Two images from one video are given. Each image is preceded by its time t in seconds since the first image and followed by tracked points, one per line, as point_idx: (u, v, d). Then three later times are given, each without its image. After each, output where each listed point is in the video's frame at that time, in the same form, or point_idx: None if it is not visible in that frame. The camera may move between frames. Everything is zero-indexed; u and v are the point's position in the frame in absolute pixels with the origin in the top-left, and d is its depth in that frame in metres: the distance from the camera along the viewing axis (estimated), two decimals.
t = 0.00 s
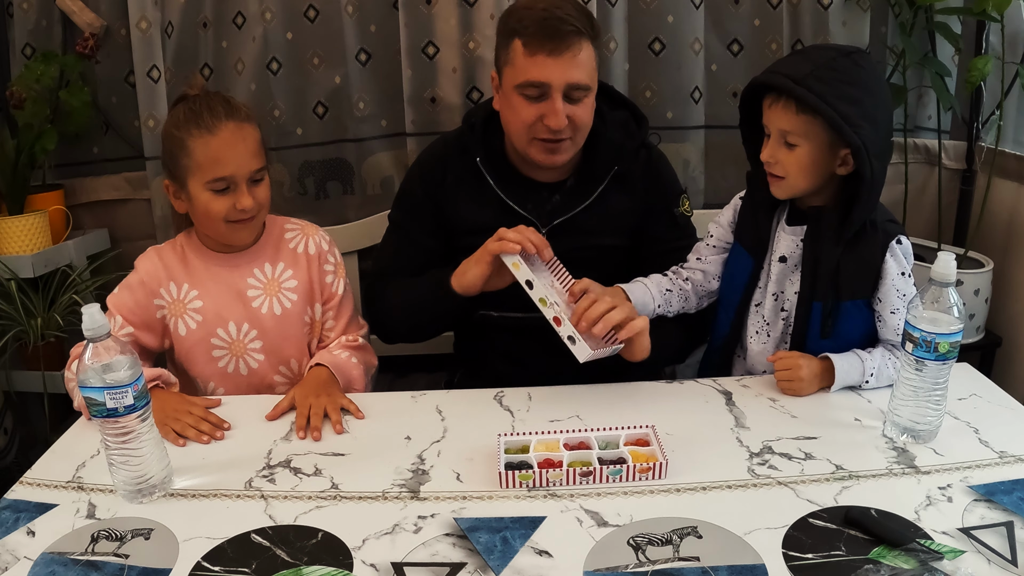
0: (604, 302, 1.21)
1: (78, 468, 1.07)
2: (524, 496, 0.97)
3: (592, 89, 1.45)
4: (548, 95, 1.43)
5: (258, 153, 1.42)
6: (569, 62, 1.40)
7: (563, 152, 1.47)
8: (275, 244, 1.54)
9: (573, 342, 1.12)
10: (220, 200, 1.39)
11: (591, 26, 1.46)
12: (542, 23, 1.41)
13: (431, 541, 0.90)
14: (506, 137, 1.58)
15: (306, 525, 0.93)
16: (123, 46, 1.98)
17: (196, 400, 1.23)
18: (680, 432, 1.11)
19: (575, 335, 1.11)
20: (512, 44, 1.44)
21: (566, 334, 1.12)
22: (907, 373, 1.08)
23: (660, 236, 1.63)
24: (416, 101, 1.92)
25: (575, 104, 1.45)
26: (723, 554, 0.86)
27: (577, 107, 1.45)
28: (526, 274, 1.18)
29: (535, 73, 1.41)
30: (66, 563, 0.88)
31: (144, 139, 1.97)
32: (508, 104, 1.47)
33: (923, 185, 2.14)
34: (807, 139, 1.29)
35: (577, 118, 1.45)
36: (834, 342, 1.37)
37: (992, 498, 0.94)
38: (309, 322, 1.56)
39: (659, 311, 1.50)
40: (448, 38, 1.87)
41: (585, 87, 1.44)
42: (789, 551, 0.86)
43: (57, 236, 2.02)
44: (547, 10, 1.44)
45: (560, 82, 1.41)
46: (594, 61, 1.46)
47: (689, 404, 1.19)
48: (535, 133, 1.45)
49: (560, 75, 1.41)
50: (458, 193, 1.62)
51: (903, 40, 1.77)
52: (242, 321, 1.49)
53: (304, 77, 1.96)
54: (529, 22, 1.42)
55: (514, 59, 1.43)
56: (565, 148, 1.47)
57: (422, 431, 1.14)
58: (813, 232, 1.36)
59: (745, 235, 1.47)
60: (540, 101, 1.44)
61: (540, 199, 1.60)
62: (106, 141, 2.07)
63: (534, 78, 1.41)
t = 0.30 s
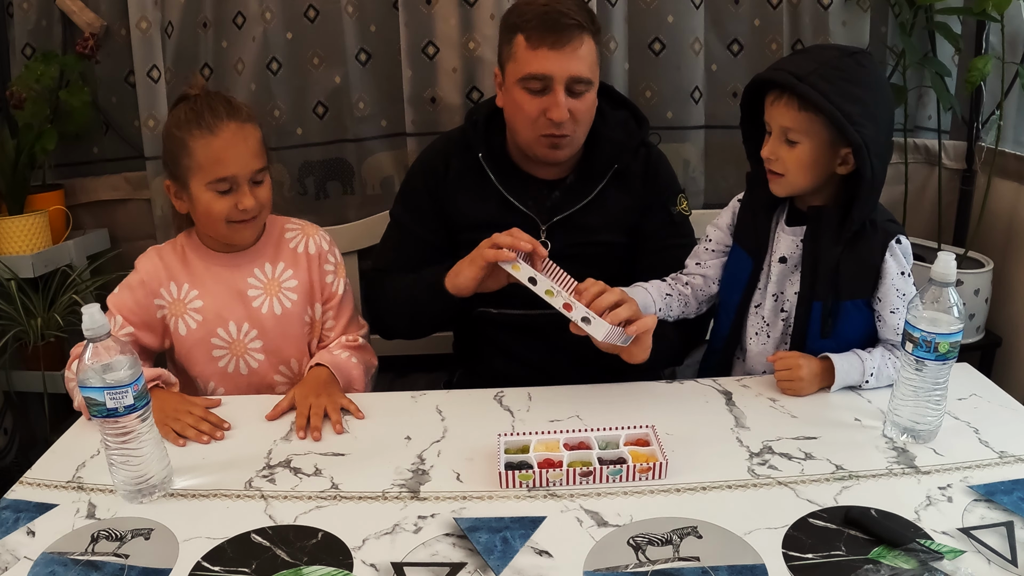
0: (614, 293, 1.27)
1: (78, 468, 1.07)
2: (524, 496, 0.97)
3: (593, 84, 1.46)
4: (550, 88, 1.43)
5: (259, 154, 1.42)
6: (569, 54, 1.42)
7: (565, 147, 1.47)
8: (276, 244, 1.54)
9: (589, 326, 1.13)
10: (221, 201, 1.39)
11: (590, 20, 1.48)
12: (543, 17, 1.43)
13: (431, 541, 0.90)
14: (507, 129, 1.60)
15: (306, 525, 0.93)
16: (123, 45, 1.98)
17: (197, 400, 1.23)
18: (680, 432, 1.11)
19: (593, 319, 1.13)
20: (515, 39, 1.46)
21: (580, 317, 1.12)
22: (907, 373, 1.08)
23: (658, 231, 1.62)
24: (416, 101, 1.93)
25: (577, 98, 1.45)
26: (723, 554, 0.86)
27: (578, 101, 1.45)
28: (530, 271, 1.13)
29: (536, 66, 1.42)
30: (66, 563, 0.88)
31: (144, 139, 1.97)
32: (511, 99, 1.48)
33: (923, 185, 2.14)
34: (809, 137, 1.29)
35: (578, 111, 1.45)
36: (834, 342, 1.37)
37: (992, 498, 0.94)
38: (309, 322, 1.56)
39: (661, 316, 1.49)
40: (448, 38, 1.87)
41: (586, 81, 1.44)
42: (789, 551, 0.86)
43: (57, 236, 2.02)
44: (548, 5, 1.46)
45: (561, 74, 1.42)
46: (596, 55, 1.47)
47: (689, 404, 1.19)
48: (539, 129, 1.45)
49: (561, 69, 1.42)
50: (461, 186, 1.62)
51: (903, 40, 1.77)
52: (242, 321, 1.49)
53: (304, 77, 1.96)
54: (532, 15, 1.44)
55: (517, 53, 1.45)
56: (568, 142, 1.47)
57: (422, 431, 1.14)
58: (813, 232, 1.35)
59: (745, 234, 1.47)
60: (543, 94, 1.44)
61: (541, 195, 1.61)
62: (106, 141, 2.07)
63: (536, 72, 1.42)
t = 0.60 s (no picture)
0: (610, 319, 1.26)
1: (78, 468, 1.07)
2: (524, 496, 0.97)
3: (605, 96, 1.45)
4: (561, 100, 1.43)
5: (260, 150, 1.43)
6: (581, 68, 1.40)
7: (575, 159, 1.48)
8: (273, 247, 1.54)
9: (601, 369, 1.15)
10: (227, 199, 1.40)
11: (604, 30, 1.46)
12: (556, 27, 1.41)
13: (431, 541, 0.90)
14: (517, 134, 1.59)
15: (306, 525, 0.93)
16: (123, 45, 1.98)
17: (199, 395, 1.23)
18: (680, 432, 1.11)
19: (605, 363, 1.15)
20: (527, 48, 1.45)
21: (592, 362, 1.15)
22: (907, 373, 1.08)
23: (665, 241, 1.62)
24: (416, 101, 1.93)
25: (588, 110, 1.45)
26: (723, 554, 0.86)
27: (590, 113, 1.44)
28: (526, 322, 1.16)
29: (548, 78, 1.41)
30: (66, 562, 0.88)
31: (144, 139, 1.97)
32: (522, 109, 1.48)
33: (923, 184, 2.14)
34: (805, 138, 1.29)
35: (590, 123, 1.45)
36: (833, 342, 1.37)
37: (992, 498, 0.94)
38: (309, 323, 1.55)
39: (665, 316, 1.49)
40: (448, 38, 1.87)
41: (598, 93, 1.44)
42: (789, 551, 0.86)
43: (57, 236, 2.02)
44: (561, 15, 1.44)
45: (573, 87, 1.41)
46: (610, 66, 1.46)
47: (689, 404, 1.19)
48: (550, 141, 1.45)
49: (572, 82, 1.41)
50: (467, 188, 1.62)
51: (903, 40, 1.77)
52: (241, 323, 1.49)
53: (304, 77, 1.96)
54: (542, 25, 1.43)
55: (529, 64, 1.44)
56: (579, 153, 1.47)
57: (422, 431, 1.14)
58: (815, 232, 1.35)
59: (745, 234, 1.47)
60: (553, 105, 1.44)
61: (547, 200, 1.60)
62: (106, 141, 2.06)
63: (548, 83, 1.42)
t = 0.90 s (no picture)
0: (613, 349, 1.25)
1: (78, 468, 1.07)
2: (524, 496, 0.97)
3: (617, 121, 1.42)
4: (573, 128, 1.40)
5: (261, 141, 1.46)
6: (596, 97, 1.37)
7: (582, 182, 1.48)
8: (273, 241, 1.54)
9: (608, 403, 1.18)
10: (231, 189, 1.41)
11: (618, 52, 1.41)
12: (571, 53, 1.36)
13: (431, 541, 0.90)
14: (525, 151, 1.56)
15: (306, 525, 0.93)
16: (123, 45, 1.98)
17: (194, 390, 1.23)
18: (680, 431, 1.11)
19: (611, 396, 1.17)
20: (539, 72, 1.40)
21: (597, 398, 1.17)
22: (907, 373, 1.08)
23: (671, 254, 1.62)
24: (416, 101, 1.93)
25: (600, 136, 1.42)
26: (723, 554, 0.86)
27: (601, 140, 1.42)
28: (525, 374, 1.16)
29: (561, 107, 1.38)
30: (66, 563, 0.88)
31: (144, 139, 1.97)
32: (534, 134, 1.45)
33: (923, 184, 2.14)
34: (809, 142, 1.29)
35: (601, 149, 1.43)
36: (834, 341, 1.37)
37: (992, 498, 0.94)
38: (310, 318, 1.56)
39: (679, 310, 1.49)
40: (448, 38, 1.87)
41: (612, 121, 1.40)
42: (789, 551, 0.86)
43: (57, 236, 2.02)
44: (576, 39, 1.39)
45: (587, 117, 1.38)
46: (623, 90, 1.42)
47: (689, 404, 1.19)
48: (560, 166, 1.45)
49: (586, 112, 1.37)
50: (474, 203, 1.61)
51: (903, 40, 1.77)
52: (242, 317, 1.49)
53: (305, 78, 1.96)
54: (556, 49, 1.38)
55: (541, 88, 1.39)
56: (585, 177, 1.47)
57: (422, 431, 1.14)
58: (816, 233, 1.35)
59: (746, 235, 1.47)
60: (564, 133, 1.41)
61: (556, 213, 1.59)
62: (106, 141, 2.06)
63: (561, 112, 1.38)
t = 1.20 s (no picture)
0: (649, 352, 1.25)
1: (78, 468, 1.07)
2: (524, 496, 0.97)
3: (609, 135, 1.39)
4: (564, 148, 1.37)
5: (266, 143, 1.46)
6: (588, 116, 1.33)
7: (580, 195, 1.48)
8: (274, 242, 1.54)
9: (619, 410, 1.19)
10: (235, 189, 1.41)
11: (604, 64, 1.37)
12: (556, 75, 1.32)
13: (431, 541, 0.90)
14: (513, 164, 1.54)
15: (306, 525, 0.93)
16: (123, 46, 1.99)
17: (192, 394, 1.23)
18: (680, 432, 1.11)
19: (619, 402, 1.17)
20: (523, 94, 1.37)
21: (606, 408, 1.18)
22: (907, 374, 1.08)
23: (671, 262, 1.64)
24: (416, 102, 1.93)
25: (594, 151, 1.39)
26: (723, 554, 0.86)
27: (595, 155, 1.39)
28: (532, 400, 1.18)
29: (551, 130, 1.35)
30: (66, 563, 0.88)
31: (144, 139, 1.96)
32: (524, 153, 1.43)
33: (923, 185, 2.14)
34: (807, 151, 1.28)
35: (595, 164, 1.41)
36: (834, 341, 1.38)
37: (992, 498, 0.94)
38: (310, 317, 1.57)
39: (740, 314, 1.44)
40: (448, 38, 1.87)
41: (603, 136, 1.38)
42: (789, 551, 0.86)
43: (57, 236, 2.02)
44: (560, 57, 1.34)
45: (578, 138, 1.35)
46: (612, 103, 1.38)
47: (689, 403, 1.19)
48: (553, 183, 1.44)
49: (578, 133, 1.35)
50: (463, 220, 1.60)
51: (903, 40, 1.77)
52: (242, 316, 1.49)
53: (305, 77, 1.96)
54: (540, 69, 1.34)
55: (526, 112, 1.37)
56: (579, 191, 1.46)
57: (422, 431, 1.14)
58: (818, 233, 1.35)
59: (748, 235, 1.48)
60: (555, 154, 1.38)
61: (550, 226, 1.58)
62: (106, 141, 2.06)
63: (550, 135, 1.35)
